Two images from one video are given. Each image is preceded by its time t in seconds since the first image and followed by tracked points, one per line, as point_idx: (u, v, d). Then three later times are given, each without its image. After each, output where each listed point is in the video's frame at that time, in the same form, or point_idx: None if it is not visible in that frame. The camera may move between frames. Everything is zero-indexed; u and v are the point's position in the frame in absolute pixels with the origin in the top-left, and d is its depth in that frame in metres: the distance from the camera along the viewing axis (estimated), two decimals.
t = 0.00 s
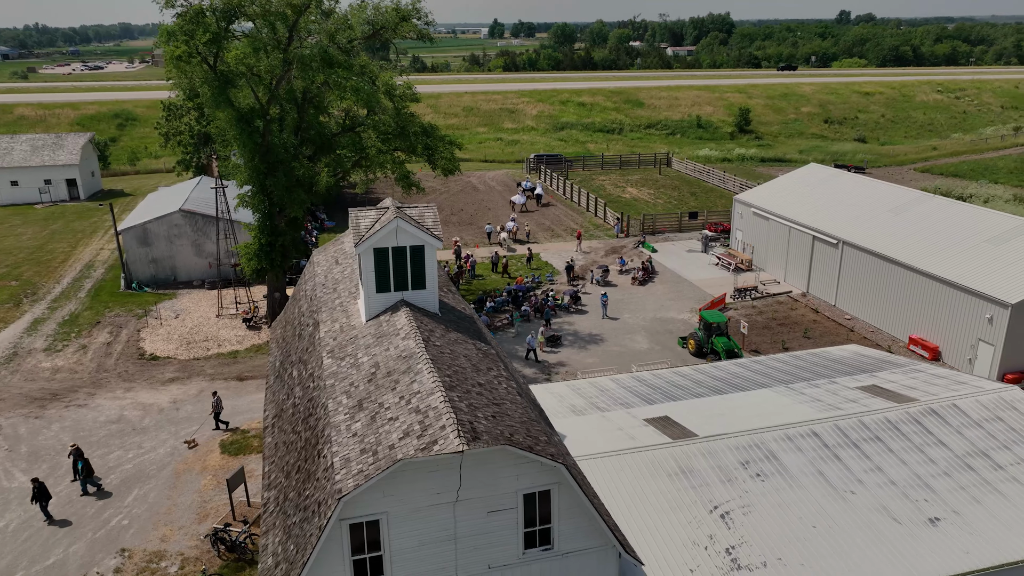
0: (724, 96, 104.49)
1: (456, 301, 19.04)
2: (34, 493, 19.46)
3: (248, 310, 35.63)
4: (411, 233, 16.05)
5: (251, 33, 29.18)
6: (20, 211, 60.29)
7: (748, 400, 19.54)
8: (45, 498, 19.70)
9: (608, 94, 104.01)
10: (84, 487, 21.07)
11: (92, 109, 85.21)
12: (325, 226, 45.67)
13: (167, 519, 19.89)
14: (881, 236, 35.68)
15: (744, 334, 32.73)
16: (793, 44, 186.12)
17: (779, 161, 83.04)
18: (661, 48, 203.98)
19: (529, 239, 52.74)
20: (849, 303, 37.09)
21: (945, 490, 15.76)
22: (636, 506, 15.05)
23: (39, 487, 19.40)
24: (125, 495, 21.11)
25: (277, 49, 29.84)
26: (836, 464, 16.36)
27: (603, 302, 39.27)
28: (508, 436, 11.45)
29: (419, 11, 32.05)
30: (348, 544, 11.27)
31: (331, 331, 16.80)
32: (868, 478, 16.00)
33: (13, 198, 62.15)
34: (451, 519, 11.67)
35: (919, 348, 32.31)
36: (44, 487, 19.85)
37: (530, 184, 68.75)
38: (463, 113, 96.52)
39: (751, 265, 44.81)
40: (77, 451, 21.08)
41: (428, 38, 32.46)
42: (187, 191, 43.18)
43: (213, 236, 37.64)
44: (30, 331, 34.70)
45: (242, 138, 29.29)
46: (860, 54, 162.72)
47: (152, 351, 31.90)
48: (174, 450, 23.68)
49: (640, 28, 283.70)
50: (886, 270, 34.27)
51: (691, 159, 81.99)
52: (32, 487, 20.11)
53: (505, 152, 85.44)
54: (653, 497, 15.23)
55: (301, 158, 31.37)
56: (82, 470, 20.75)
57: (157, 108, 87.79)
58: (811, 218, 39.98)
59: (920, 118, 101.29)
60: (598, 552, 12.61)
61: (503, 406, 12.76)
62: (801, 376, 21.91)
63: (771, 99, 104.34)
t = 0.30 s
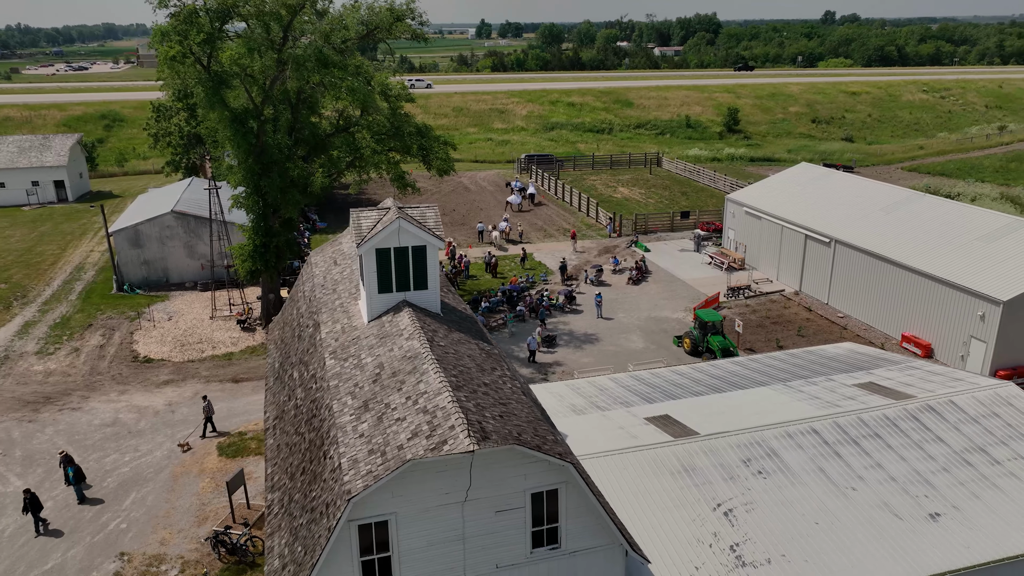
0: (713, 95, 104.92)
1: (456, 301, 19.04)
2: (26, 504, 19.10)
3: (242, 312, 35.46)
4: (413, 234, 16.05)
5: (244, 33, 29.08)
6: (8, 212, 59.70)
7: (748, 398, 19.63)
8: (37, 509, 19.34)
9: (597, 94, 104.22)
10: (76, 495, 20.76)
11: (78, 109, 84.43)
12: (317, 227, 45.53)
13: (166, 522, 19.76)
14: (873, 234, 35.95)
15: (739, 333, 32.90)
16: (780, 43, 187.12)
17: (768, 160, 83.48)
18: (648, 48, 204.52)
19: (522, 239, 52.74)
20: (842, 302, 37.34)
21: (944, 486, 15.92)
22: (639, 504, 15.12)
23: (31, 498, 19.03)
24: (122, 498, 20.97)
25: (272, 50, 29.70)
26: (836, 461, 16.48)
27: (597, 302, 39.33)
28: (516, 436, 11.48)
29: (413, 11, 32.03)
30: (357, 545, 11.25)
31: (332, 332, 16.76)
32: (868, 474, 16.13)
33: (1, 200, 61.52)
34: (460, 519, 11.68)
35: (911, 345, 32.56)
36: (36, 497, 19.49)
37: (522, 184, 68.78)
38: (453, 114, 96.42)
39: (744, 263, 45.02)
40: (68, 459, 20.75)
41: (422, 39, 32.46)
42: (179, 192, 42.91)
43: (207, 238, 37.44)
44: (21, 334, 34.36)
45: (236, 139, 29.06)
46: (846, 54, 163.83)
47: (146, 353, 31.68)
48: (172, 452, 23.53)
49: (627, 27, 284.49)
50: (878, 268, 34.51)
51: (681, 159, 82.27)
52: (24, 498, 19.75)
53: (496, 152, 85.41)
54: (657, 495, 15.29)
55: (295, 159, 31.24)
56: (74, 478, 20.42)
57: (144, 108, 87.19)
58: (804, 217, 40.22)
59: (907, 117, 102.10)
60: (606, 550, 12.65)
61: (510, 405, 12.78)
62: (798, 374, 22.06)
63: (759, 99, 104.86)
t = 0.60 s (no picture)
0: (702, 95, 105.34)
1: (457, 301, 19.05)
2: (17, 514, 18.77)
3: (237, 313, 35.29)
4: (415, 234, 16.06)
5: (238, 33, 28.93)
6: None
7: (747, 396, 19.72)
8: (29, 518, 19.02)
9: (587, 94, 104.38)
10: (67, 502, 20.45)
11: (65, 111, 83.61)
12: (310, 228, 45.39)
13: (165, 525, 19.64)
14: (866, 233, 36.21)
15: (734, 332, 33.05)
16: (767, 44, 188.02)
17: (758, 160, 83.87)
18: (636, 49, 204.89)
19: (515, 239, 52.73)
20: (834, 300, 37.59)
21: (944, 481, 16.07)
22: (643, 502, 15.16)
23: (22, 508, 18.69)
24: (120, 501, 20.81)
25: (266, 50, 29.57)
26: (837, 458, 16.59)
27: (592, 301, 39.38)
28: (525, 434, 11.49)
29: (407, 11, 31.99)
30: (365, 546, 11.24)
31: (334, 332, 16.72)
32: (868, 471, 16.25)
33: None
34: (468, 518, 11.69)
35: (904, 342, 32.72)
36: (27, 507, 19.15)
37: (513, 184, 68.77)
38: (443, 114, 96.31)
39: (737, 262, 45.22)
40: (60, 466, 20.41)
41: (417, 39, 32.43)
42: (171, 193, 42.64)
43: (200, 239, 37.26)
44: (12, 337, 34.01)
45: (231, 140, 28.86)
46: (833, 53, 164.83)
47: (140, 355, 31.45)
48: (170, 454, 23.40)
49: (614, 27, 285.08)
50: (871, 266, 34.75)
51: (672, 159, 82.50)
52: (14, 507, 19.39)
53: (486, 152, 85.37)
54: (661, 494, 15.34)
55: (290, 159, 31.11)
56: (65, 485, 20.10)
57: (132, 109, 86.54)
58: (796, 216, 40.44)
59: (894, 117, 102.87)
60: (612, 548, 12.70)
61: (516, 405, 12.81)
62: (796, 372, 22.21)
63: (748, 99, 105.34)
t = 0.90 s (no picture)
0: (691, 95, 105.74)
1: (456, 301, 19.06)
2: (5, 526, 18.48)
3: (231, 314, 35.11)
4: (417, 234, 16.10)
5: (232, 34, 28.79)
6: None
7: (746, 395, 19.81)
8: (17, 530, 18.73)
9: (577, 94, 104.55)
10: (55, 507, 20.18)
11: (52, 111, 82.87)
12: (302, 229, 45.22)
13: (163, 529, 19.52)
14: (858, 232, 36.45)
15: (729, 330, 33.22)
16: (754, 44, 188.95)
17: (748, 159, 84.27)
18: (624, 49, 205.35)
19: (508, 239, 52.73)
20: (827, 298, 37.82)
21: (943, 477, 16.22)
22: (646, 501, 15.22)
23: (9, 520, 18.39)
24: (117, 505, 20.68)
25: (260, 50, 29.43)
26: (836, 455, 16.71)
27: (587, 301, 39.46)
28: (532, 433, 11.52)
29: (402, 11, 31.91)
30: (373, 547, 11.22)
31: (335, 333, 16.68)
32: (868, 468, 16.37)
33: None
34: (475, 518, 11.69)
35: (897, 340, 32.93)
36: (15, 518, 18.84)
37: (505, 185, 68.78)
38: (433, 114, 96.19)
39: (730, 261, 45.41)
40: (47, 471, 20.01)
41: (411, 39, 32.38)
42: (162, 195, 42.38)
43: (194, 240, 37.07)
44: (3, 340, 33.68)
45: (225, 141, 28.69)
46: (820, 53, 165.84)
47: (133, 358, 31.25)
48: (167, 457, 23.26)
49: (602, 27, 285.57)
50: (864, 265, 34.99)
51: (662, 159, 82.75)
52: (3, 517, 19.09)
53: (477, 152, 85.32)
54: (663, 492, 15.40)
55: (284, 159, 31.00)
56: (54, 492, 19.79)
57: (120, 110, 85.95)
58: (789, 215, 40.66)
59: (881, 116, 103.64)
60: (618, 547, 12.74)
61: (521, 404, 12.83)
62: (793, 370, 22.34)
63: (736, 99, 105.82)
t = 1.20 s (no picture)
0: (681, 95, 106.10)
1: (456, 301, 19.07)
2: None
3: (225, 316, 34.92)
4: (418, 235, 16.18)
5: (226, 34, 28.65)
6: None
7: (744, 393, 19.91)
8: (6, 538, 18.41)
9: (567, 94, 104.68)
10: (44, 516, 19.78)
11: (39, 112, 82.10)
12: (295, 230, 45.06)
13: (162, 532, 19.41)
14: (850, 230, 36.69)
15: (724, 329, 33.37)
16: (741, 44, 189.77)
17: (738, 159, 84.63)
18: (612, 49, 205.61)
19: (501, 239, 52.71)
20: (820, 297, 38.03)
21: (941, 474, 16.36)
22: (649, 499, 15.27)
23: None
24: (114, 508, 20.53)
25: (255, 50, 29.31)
26: (836, 452, 16.82)
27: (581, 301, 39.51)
28: (539, 433, 11.56)
29: (396, 11, 31.89)
30: (381, 548, 11.21)
31: (335, 335, 16.65)
32: (868, 465, 16.49)
33: None
34: (482, 518, 11.69)
35: (890, 338, 33.15)
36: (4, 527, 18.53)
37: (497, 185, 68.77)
38: (424, 114, 96.03)
39: (723, 261, 45.59)
40: (37, 479, 19.68)
41: (406, 39, 32.36)
42: (153, 196, 42.10)
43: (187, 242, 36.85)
44: None
45: (219, 142, 28.50)
46: (807, 54, 166.70)
47: (127, 360, 31.03)
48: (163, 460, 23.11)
49: (591, 27, 285.95)
50: (856, 263, 35.23)
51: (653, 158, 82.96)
52: None
53: (468, 152, 85.25)
54: (665, 491, 15.45)
55: (278, 160, 30.87)
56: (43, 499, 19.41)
57: (107, 110, 85.33)
58: (781, 214, 40.83)
59: (868, 116, 104.36)
60: (623, 546, 12.78)
61: (526, 404, 12.86)
62: (790, 368, 22.47)
63: (726, 99, 106.24)
